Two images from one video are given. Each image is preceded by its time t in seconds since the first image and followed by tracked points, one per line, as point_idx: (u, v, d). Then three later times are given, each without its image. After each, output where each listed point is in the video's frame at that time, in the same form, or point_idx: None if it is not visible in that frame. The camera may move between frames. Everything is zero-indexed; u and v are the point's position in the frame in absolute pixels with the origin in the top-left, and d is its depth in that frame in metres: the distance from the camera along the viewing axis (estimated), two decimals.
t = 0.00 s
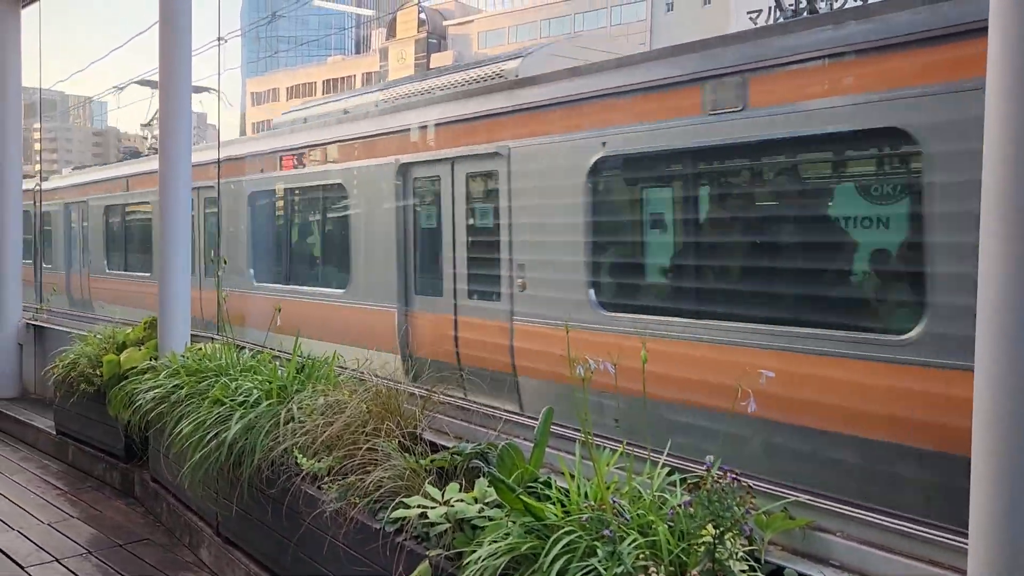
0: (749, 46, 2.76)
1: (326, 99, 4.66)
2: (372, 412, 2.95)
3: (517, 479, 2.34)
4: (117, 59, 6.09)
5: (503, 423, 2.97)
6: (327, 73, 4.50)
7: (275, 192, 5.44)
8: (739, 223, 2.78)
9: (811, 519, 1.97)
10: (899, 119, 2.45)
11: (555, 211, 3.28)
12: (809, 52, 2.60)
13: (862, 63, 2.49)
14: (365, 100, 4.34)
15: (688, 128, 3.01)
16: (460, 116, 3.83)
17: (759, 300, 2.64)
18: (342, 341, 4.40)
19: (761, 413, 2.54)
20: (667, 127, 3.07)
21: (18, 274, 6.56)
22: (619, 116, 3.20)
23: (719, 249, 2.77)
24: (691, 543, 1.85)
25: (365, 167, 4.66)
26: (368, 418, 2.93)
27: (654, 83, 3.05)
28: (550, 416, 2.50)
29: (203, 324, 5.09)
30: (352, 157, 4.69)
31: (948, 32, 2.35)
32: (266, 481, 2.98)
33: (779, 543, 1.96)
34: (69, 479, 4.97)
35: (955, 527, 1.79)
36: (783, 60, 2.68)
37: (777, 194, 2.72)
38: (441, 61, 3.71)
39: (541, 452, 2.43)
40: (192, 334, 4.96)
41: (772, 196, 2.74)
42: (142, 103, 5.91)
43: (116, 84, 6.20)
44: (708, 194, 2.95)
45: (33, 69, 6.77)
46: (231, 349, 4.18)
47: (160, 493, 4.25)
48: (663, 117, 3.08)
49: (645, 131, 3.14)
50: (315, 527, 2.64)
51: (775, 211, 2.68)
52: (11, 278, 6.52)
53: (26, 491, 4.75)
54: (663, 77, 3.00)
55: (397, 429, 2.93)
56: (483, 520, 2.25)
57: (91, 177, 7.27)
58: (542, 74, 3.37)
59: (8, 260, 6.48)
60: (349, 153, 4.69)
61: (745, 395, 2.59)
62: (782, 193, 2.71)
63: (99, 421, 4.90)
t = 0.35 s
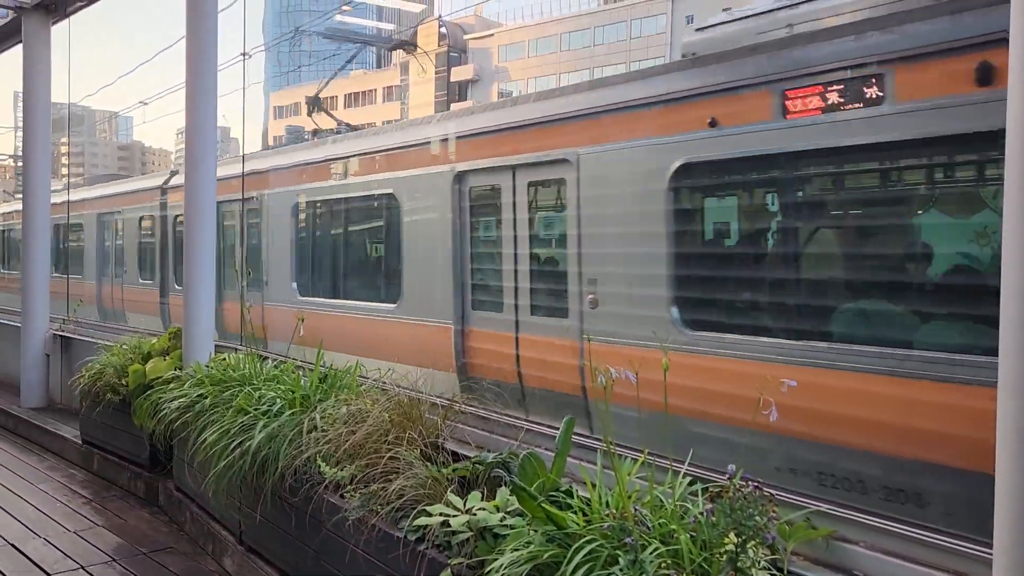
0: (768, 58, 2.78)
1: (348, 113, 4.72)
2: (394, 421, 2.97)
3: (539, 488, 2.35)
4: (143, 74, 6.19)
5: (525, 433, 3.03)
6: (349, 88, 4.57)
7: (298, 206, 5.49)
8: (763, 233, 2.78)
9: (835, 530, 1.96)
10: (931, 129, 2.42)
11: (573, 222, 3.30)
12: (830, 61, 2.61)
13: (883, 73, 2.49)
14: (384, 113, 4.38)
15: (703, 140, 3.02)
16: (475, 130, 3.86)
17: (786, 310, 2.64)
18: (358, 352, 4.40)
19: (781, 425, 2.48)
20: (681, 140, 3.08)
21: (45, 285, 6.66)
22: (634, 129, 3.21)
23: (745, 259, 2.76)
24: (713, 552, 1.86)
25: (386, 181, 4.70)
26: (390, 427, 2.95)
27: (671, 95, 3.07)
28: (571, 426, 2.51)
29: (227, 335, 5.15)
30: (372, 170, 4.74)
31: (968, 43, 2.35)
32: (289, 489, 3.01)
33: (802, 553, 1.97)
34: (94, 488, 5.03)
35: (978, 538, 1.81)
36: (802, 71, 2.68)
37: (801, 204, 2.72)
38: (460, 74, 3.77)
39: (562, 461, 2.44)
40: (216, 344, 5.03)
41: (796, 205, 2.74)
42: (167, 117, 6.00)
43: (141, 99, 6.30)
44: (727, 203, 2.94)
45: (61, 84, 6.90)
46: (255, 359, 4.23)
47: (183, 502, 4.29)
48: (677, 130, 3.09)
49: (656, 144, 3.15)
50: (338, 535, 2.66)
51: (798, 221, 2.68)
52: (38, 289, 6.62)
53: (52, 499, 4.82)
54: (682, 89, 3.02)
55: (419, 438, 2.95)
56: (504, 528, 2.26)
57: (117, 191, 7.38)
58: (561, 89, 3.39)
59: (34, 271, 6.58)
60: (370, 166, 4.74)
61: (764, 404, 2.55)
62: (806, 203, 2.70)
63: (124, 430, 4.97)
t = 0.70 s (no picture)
0: (780, 68, 2.76)
1: (363, 128, 4.74)
2: (407, 433, 2.98)
3: (552, 499, 2.35)
4: (160, 89, 6.27)
5: (538, 442, 3.08)
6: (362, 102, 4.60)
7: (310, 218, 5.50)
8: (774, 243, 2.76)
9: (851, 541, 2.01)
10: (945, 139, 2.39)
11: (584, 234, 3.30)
12: (842, 72, 2.59)
13: (896, 84, 2.46)
14: (397, 127, 4.41)
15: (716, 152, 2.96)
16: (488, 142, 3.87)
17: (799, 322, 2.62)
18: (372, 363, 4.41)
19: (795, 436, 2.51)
20: (693, 150, 3.01)
21: (63, 298, 6.73)
22: (648, 141, 3.19)
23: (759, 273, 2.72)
24: (727, 564, 1.86)
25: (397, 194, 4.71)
26: (403, 439, 2.96)
27: (686, 105, 3.03)
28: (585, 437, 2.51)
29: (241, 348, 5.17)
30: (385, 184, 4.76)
31: (981, 51, 2.34)
32: (302, 501, 3.01)
33: (817, 565, 2.01)
34: (109, 500, 5.06)
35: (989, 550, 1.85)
36: (815, 82, 2.66)
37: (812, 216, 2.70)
38: (474, 88, 3.80)
39: (575, 472, 2.44)
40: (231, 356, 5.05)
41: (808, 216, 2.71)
42: (183, 132, 6.06)
43: (158, 114, 6.38)
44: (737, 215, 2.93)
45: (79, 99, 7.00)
46: (269, 371, 4.25)
47: (198, 514, 4.30)
48: (692, 141, 3.02)
49: (667, 155, 3.11)
50: (351, 546, 2.66)
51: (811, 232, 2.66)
52: (56, 302, 6.69)
53: (69, 510, 4.85)
54: (695, 100, 3.01)
55: (432, 449, 2.95)
56: (517, 539, 2.26)
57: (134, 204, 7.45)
58: (574, 103, 3.39)
59: (52, 284, 6.65)
60: (382, 179, 4.76)
61: (778, 416, 2.57)
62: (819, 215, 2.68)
63: (140, 442, 5.00)
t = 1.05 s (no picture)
0: (784, 80, 2.77)
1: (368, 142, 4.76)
2: (414, 446, 2.97)
3: (559, 512, 2.34)
4: (168, 106, 6.31)
5: (545, 455, 3.08)
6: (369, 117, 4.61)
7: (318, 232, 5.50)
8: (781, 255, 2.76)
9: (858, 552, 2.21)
10: (951, 151, 2.39)
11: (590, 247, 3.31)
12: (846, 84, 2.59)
13: (902, 96, 2.45)
14: (404, 142, 4.43)
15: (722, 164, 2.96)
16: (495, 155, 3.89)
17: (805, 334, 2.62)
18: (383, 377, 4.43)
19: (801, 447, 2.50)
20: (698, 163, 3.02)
21: (71, 314, 6.75)
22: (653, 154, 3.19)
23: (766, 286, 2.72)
24: None
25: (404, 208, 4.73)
26: (409, 451, 2.95)
27: (691, 118, 3.04)
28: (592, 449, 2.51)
29: (248, 362, 5.18)
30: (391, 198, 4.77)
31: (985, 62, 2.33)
32: (308, 514, 3.01)
33: None
34: (116, 515, 5.06)
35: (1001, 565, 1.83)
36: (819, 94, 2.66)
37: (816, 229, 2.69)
38: (479, 103, 3.80)
39: (582, 484, 2.43)
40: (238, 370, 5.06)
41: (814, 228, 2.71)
42: (191, 148, 6.10)
43: (165, 130, 6.42)
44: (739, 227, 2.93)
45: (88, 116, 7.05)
46: (276, 385, 4.24)
47: (204, 529, 4.29)
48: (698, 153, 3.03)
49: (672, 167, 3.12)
50: (358, 560, 2.65)
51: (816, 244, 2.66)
52: (64, 317, 6.71)
53: (76, 526, 4.85)
54: (699, 112, 3.01)
55: (440, 462, 2.95)
56: (524, 552, 2.25)
57: (142, 219, 7.49)
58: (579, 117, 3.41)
59: (61, 300, 6.67)
60: (388, 194, 4.78)
61: (784, 426, 2.55)
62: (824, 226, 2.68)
63: (147, 457, 5.00)
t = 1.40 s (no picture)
0: (786, 91, 2.78)
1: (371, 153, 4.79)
2: (419, 455, 2.97)
3: (564, 521, 2.34)
4: (173, 117, 6.35)
5: (549, 465, 3.09)
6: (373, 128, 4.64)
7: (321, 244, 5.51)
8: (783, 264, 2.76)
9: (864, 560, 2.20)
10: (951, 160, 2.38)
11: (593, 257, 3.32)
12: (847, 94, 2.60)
13: (904, 106, 2.46)
14: (408, 152, 4.45)
15: (724, 175, 2.97)
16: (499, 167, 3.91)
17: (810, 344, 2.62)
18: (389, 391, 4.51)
19: (803, 456, 2.52)
20: (700, 173, 3.03)
21: (75, 324, 6.77)
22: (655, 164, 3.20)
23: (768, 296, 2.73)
24: None
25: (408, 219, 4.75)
26: (413, 460, 2.96)
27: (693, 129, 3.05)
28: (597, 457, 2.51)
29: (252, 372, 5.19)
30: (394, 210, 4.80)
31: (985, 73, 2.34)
32: (312, 523, 3.00)
33: None
34: (120, 525, 5.06)
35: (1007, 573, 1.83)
36: (820, 105, 2.67)
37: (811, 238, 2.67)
38: (483, 114, 3.82)
39: (586, 493, 2.43)
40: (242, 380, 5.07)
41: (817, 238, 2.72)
42: (195, 159, 6.13)
43: (170, 142, 6.45)
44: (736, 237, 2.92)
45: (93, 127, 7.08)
46: (280, 395, 4.25)
47: (208, 539, 4.28)
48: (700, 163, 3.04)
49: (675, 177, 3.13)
50: (362, 569, 2.65)
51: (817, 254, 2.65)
52: (69, 327, 6.73)
53: (80, 536, 4.85)
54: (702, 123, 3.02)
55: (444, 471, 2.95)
56: (529, 561, 2.24)
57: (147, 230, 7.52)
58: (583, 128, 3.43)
59: (65, 310, 6.70)
60: (391, 205, 4.81)
61: (788, 435, 2.57)
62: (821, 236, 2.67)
63: (151, 467, 5.01)
